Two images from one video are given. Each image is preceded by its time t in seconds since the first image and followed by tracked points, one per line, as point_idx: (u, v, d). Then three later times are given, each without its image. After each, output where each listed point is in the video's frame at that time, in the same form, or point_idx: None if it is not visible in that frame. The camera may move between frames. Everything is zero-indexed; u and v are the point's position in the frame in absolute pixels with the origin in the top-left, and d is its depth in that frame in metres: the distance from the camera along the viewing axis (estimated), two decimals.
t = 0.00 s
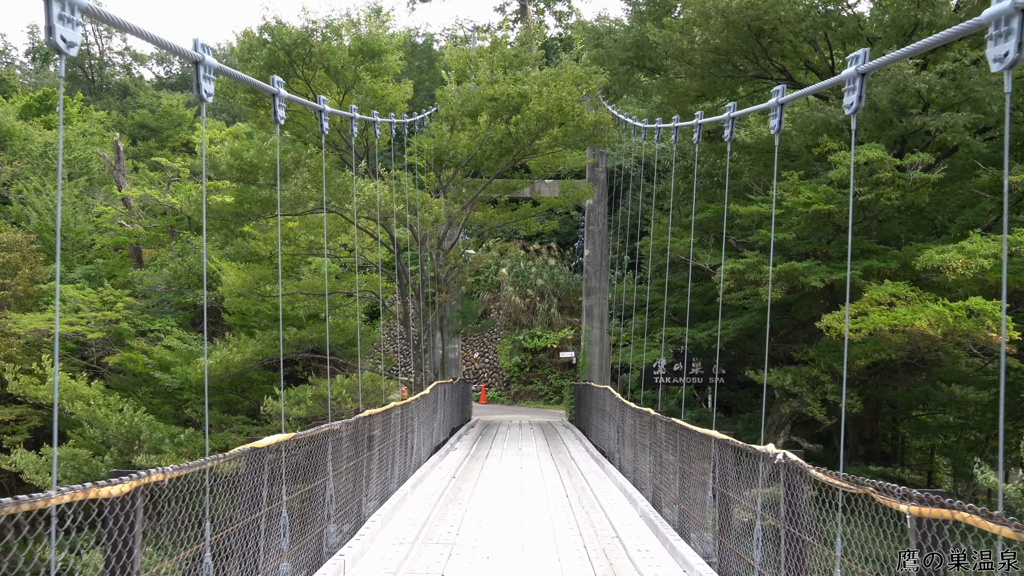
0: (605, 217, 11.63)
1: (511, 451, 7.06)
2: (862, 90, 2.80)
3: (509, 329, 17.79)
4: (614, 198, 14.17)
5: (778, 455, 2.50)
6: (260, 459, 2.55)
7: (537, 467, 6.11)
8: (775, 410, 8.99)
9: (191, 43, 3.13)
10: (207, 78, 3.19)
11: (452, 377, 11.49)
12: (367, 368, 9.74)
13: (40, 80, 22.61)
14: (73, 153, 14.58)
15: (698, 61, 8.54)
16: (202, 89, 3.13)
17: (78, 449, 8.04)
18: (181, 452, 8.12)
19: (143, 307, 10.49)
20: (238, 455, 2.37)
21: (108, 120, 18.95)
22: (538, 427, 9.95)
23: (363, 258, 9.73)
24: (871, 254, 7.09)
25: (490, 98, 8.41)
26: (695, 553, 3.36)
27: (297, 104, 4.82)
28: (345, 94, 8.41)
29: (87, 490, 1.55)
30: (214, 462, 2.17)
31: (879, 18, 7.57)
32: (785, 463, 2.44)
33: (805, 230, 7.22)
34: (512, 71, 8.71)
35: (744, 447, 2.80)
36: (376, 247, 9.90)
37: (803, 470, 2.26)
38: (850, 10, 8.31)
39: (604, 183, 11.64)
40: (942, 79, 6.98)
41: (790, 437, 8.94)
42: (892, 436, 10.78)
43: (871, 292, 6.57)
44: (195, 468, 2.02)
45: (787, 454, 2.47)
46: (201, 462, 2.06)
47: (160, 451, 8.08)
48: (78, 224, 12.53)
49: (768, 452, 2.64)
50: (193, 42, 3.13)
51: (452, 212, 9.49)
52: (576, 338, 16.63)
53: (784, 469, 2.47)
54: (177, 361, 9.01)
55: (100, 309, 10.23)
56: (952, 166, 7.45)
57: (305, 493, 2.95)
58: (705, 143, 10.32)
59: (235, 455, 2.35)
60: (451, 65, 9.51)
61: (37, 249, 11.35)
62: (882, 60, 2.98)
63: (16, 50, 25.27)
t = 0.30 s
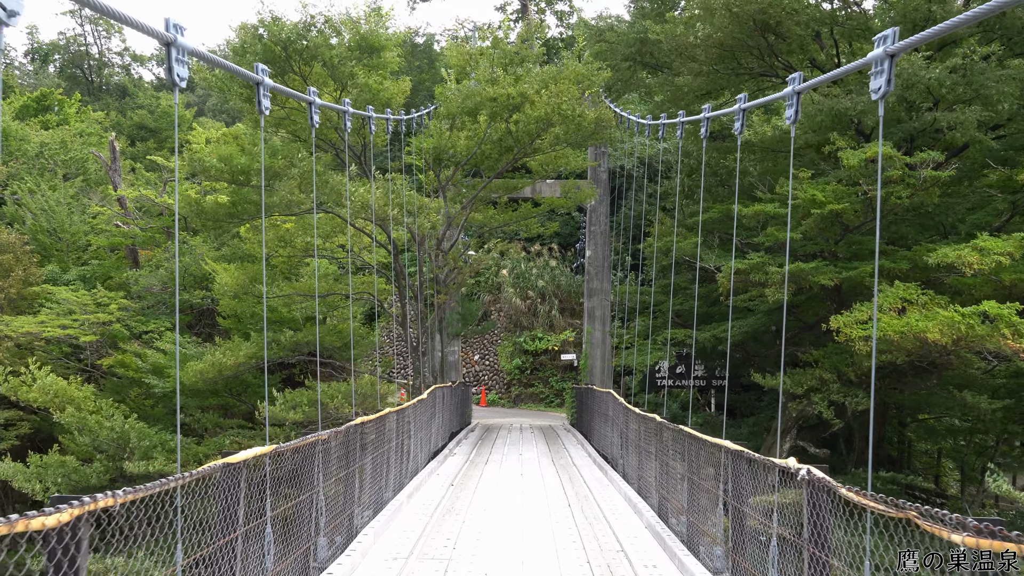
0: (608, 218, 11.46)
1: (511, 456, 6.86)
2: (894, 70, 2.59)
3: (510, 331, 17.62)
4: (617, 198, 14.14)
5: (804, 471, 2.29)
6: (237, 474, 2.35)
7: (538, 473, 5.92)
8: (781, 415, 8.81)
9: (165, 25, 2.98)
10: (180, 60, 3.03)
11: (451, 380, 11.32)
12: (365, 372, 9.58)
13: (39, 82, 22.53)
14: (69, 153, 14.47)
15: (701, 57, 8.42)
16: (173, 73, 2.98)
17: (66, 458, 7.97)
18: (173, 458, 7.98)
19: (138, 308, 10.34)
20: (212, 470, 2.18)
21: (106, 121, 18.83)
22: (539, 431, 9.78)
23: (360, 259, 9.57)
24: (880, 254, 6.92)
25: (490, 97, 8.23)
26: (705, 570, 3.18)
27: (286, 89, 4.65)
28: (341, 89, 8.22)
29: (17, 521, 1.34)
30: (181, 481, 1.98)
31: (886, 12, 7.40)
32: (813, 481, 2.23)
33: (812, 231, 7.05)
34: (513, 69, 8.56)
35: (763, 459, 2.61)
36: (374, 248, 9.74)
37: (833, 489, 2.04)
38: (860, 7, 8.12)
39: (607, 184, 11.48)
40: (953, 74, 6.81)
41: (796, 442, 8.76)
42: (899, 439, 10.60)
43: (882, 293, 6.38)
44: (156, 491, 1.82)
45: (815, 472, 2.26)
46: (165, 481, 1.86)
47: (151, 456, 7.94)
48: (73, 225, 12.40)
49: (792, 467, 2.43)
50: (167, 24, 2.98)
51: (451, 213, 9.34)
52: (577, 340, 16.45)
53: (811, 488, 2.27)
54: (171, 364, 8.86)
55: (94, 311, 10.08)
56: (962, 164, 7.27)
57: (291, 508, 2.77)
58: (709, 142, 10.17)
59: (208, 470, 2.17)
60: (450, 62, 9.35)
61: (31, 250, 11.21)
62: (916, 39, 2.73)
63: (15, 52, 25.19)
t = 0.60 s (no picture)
0: (610, 216, 11.28)
1: (513, 459, 6.66)
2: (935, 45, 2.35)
3: (511, 331, 17.45)
4: (619, 197, 14.10)
5: (836, 480, 2.12)
6: (214, 482, 2.16)
7: (540, 476, 5.74)
8: (788, 416, 8.67)
9: None
10: (154, 30, 2.83)
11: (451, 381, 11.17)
12: (363, 372, 9.42)
13: (38, 80, 22.43)
14: (65, 151, 14.32)
15: (705, 49, 8.33)
16: (145, 44, 2.77)
17: (58, 462, 7.84)
18: (166, 461, 7.82)
19: (132, 308, 10.19)
20: (185, 478, 1.99)
21: (104, 120, 18.70)
22: (540, 433, 9.61)
23: (359, 258, 9.41)
24: (891, 252, 6.75)
25: (490, 93, 8.04)
26: None
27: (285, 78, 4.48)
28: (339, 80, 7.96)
29: None
30: (148, 492, 1.78)
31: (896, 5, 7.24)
32: (846, 492, 2.06)
33: (820, 228, 6.89)
34: (515, 64, 8.40)
35: (786, 466, 2.43)
36: (373, 247, 9.58)
37: (872, 502, 1.87)
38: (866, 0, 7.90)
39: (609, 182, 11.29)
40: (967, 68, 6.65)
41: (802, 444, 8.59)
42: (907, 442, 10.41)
43: (892, 290, 6.20)
44: (113, 505, 1.60)
45: (849, 481, 2.09)
46: (126, 493, 1.66)
47: (145, 459, 7.79)
48: (69, 224, 12.25)
49: (820, 475, 2.27)
50: None
51: (451, 211, 9.17)
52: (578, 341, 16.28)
53: (844, 498, 2.10)
54: (165, 365, 8.72)
55: (88, 311, 9.92)
56: (975, 161, 7.10)
57: (277, 516, 2.58)
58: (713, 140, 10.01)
59: (180, 478, 1.97)
60: (449, 57, 9.19)
61: (25, 249, 11.07)
62: (949, 10, 2.48)
63: (14, 50, 25.06)
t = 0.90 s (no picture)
0: (613, 215, 11.12)
1: (514, 462, 6.48)
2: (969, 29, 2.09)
3: (512, 331, 17.28)
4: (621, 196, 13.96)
5: (868, 492, 1.94)
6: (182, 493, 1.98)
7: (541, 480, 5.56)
8: (794, 417, 8.50)
9: None
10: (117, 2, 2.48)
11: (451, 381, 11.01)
12: (361, 373, 9.26)
13: (37, 79, 22.35)
14: (62, 150, 14.20)
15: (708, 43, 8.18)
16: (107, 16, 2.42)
17: (51, 463, 7.69)
18: (161, 461, 7.67)
19: (128, 307, 10.04)
20: (145, 491, 1.80)
21: (103, 119, 18.57)
22: (542, 435, 9.44)
23: (357, 256, 9.26)
24: (901, 250, 6.59)
25: (491, 87, 7.88)
26: None
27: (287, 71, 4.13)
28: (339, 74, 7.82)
29: None
30: (105, 505, 1.60)
31: None
32: (880, 505, 1.89)
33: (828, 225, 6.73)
34: (516, 59, 8.24)
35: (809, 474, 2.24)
36: (371, 245, 9.43)
37: (913, 519, 1.69)
38: None
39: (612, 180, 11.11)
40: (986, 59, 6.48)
41: (809, 446, 8.43)
42: (914, 444, 10.25)
43: (902, 291, 6.01)
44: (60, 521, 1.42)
45: (882, 494, 1.91)
46: (77, 508, 1.48)
47: (139, 460, 7.64)
48: (65, 222, 12.11)
49: (848, 486, 2.09)
50: None
51: (451, 209, 9.02)
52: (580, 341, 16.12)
53: (876, 511, 1.92)
54: (161, 365, 8.58)
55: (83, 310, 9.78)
56: (985, 158, 6.94)
57: (257, 527, 2.40)
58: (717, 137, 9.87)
59: (140, 490, 1.79)
60: (449, 52, 9.06)
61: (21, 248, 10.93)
62: None
63: (14, 50, 24.95)
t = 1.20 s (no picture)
0: (615, 213, 10.95)
1: (514, 466, 6.31)
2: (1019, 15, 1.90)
3: (513, 332, 17.10)
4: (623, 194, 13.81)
5: (908, 513, 1.70)
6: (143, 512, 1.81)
7: (542, 485, 5.40)
8: (799, 421, 8.25)
9: None
10: None
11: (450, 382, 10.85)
12: (358, 374, 9.10)
13: (35, 79, 22.17)
14: (58, 149, 14.05)
15: (712, 37, 8.03)
16: None
17: (44, 466, 7.50)
18: (156, 464, 7.50)
19: (122, 308, 9.87)
20: (99, 512, 1.63)
21: (100, 118, 18.41)
22: (543, 437, 9.28)
23: (355, 255, 9.10)
24: (911, 247, 6.43)
25: (491, 81, 7.71)
26: None
27: (274, 57, 3.96)
28: (335, 70, 7.67)
29: None
30: (51, 531, 1.43)
31: None
32: (921, 527, 1.66)
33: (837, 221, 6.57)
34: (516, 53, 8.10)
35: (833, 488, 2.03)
36: (368, 244, 9.27)
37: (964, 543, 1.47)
38: None
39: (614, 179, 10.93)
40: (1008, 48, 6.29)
41: (816, 447, 8.26)
42: (921, 446, 10.08)
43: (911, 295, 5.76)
44: None
45: (925, 515, 1.68)
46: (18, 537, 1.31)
47: (133, 462, 7.47)
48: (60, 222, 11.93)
49: (882, 502, 1.85)
50: None
51: (449, 206, 8.86)
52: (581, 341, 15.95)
53: (917, 534, 1.69)
54: (156, 365, 8.42)
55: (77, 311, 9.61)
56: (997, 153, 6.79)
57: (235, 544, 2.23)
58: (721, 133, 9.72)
59: (93, 511, 1.62)
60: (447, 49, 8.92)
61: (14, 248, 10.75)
62: None
63: (13, 50, 24.80)
